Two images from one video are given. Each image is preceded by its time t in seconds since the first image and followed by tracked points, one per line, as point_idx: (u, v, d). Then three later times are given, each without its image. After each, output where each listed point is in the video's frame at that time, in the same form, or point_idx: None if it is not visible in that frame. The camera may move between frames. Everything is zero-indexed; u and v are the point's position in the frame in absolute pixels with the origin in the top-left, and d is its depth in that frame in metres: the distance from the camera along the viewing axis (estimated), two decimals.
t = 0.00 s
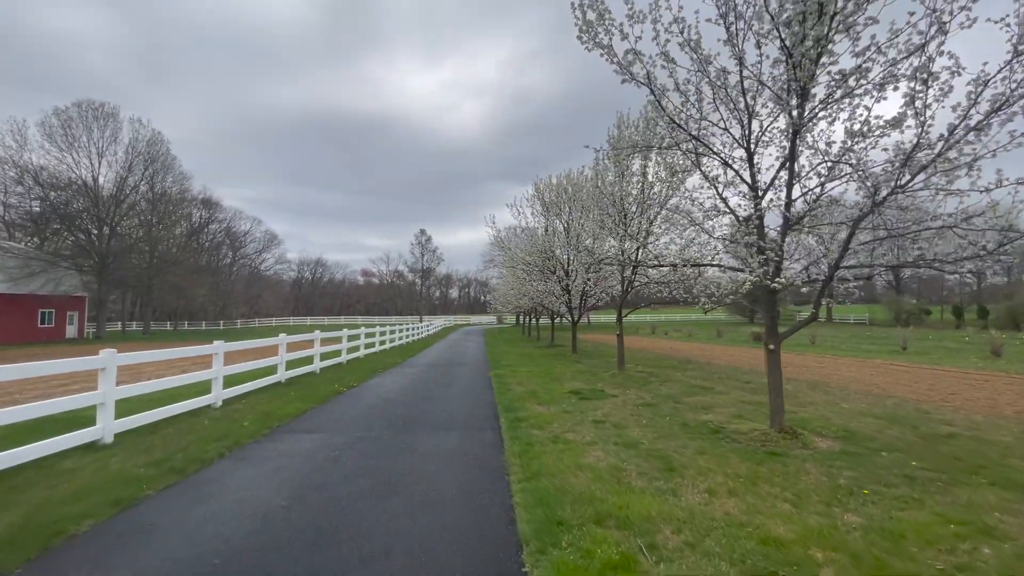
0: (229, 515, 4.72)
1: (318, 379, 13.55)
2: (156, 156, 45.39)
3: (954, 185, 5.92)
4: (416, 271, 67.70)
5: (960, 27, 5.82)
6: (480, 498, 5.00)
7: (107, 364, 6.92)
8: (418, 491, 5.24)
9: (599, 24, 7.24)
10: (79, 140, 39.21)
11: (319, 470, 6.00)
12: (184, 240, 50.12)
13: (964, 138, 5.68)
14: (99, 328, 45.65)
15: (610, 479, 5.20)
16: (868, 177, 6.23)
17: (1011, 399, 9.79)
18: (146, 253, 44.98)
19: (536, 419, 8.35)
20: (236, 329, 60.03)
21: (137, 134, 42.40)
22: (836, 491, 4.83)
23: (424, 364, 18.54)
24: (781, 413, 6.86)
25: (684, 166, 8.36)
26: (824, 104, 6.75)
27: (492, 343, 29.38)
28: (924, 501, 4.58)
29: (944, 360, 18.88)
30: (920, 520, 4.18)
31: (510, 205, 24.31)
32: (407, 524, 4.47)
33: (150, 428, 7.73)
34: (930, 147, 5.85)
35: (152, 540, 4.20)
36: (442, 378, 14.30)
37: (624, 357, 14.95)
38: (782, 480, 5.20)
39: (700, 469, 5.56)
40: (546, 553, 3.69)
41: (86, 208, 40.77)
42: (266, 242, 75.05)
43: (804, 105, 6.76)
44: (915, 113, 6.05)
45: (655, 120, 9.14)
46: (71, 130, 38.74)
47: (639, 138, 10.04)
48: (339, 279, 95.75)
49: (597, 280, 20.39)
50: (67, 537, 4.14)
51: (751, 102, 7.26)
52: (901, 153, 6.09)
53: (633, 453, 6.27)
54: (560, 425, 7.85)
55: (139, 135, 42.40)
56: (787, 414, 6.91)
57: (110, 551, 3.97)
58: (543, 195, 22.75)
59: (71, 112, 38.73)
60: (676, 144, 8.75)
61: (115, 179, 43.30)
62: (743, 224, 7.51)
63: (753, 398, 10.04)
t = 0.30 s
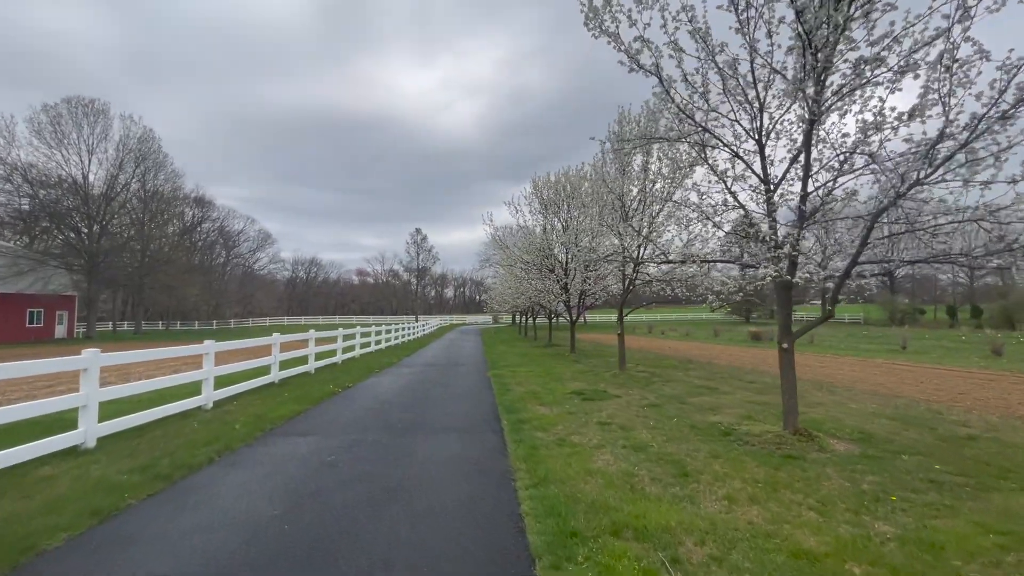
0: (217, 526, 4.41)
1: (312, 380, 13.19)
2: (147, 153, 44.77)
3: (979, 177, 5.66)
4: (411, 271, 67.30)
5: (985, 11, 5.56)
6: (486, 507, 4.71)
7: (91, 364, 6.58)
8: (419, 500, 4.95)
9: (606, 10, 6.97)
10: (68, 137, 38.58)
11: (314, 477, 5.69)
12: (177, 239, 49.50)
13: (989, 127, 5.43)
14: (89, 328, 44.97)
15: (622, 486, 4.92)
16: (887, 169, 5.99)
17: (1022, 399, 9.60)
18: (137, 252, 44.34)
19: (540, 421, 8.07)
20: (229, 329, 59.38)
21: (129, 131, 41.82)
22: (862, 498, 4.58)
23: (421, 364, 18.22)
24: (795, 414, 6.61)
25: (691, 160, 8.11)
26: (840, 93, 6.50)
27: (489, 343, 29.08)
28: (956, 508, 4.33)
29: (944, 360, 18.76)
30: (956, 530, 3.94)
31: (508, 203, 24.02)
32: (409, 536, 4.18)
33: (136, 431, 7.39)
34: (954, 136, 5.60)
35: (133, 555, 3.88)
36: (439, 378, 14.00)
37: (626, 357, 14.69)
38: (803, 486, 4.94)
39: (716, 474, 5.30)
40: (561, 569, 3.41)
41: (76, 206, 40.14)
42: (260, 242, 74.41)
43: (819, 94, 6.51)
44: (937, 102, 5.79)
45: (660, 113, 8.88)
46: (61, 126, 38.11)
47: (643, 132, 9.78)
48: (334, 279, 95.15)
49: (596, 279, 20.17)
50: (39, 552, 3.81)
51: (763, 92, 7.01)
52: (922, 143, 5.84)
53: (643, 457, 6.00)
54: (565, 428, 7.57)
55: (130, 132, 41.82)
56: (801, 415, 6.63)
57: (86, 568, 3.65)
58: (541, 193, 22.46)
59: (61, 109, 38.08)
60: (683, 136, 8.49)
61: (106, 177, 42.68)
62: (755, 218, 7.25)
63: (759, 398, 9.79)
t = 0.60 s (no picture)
0: (203, 547, 4.08)
1: (305, 383, 12.81)
2: (136, 151, 44.00)
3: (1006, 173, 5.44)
4: (405, 270, 66.85)
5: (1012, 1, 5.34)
6: (493, 523, 4.41)
7: (70, 369, 6.21)
8: (421, 515, 4.64)
9: None
10: (55, 134, 37.80)
11: (308, 489, 5.36)
12: (167, 238, 48.75)
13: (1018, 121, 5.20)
14: (76, 329, 44.19)
15: (636, 500, 4.64)
16: (910, 165, 5.76)
17: None
18: (126, 251, 43.60)
19: (542, 427, 7.78)
20: (220, 330, 58.65)
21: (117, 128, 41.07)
22: (891, 512, 4.33)
23: (417, 366, 17.88)
24: (810, 420, 6.37)
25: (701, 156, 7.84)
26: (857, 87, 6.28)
27: (485, 344, 28.79)
28: (993, 523, 4.09)
29: (943, 360, 18.69)
30: (998, 547, 3.68)
31: (504, 202, 23.73)
32: (411, 557, 3.87)
33: (119, 440, 7.02)
34: (980, 131, 5.37)
35: None
36: (436, 381, 13.67)
37: (626, 359, 14.45)
38: (826, 497, 4.69)
39: (734, 485, 5.03)
40: None
41: (62, 204, 39.35)
42: (252, 241, 73.70)
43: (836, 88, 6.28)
44: (961, 94, 5.57)
45: (666, 107, 8.62)
46: (47, 122, 37.31)
47: (648, 128, 9.52)
48: (327, 279, 94.49)
49: (594, 279, 19.93)
50: None
51: (776, 86, 6.78)
52: (946, 138, 5.60)
53: (655, 466, 5.74)
54: (570, 434, 7.29)
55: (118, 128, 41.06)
56: (816, 420, 6.42)
57: None
58: (538, 192, 22.16)
59: (47, 105, 37.25)
60: (691, 131, 8.24)
61: (94, 175, 41.91)
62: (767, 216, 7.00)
63: (766, 402, 9.55)
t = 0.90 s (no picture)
0: (178, 568, 3.73)
1: (293, 385, 12.39)
2: (123, 147, 42.78)
3: None
4: (398, 270, 66.31)
5: None
6: (495, 538, 4.10)
7: (40, 372, 5.81)
8: (417, 530, 4.32)
9: None
10: (38, 129, 36.88)
11: (296, 501, 5.03)
12: (154, 236, 47.82)
13: None
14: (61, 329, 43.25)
15: (647, 513, 4.36)
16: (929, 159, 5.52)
17: None
18: (112, 250, 42.71)
19: (542, 431, 7.48)
20: (209, 330, 57.77)
21: (103, 124, 40.13)
22: (919, 524, 4.07)
23: (410, 367, 17.53)
24: (822, 424, 6.13)
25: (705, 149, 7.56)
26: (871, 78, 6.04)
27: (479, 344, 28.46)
28: None
29: (939, 360, 18.67)
30: None
31: (499, 200, 23.40)
32: None
33: (95, 447, 6.62)
34: (1005, 123, 5.14)
35: None
36: (430, 382, 13.34)
37: (624, 359, 14.19)
38: (848, 508, 4.44)
39: (748, 494, 4.76)
40: None
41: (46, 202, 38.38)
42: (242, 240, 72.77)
43: (851, 78, 6.04)
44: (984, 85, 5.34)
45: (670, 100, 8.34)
46: (30, 117, 36.36)
47: (649, 123, 9.25)
48: (318, 279, 93.65)
49: (590, 278, 19.69)
50: None
51: (787, 76, 6.53)
52: (969, 131, 5.37)
53: (663, 473, 5.45)
54: (571, 438, 6.99)
55: (104, 124, 40.14)
56: (828, 424, 6.20)
57: None
58: (533, 191, 21.85)
59: (31, 100, 36.30)
60: (695, 124, 7.97)
61: (79, 172, 40.98)
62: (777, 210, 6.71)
63: (770, 404, 9.31)
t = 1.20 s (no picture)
0: None
1: (278, 389, 11.94)
2: (108, 143, 41.24)
3: None
4: (389, 271, 65.69)
5: None
6: (490, 560, 3.73)
7: None
8: (405, 551, 3.93)
9: None
10: (19, 125, 35.89)
11: (273, 518, 4.62)
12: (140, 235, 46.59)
13: None
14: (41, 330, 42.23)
15: (655, 530, 4.01)
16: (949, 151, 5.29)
17: None
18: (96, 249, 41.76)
19: (538, 438, 7.12)
20: (195, 331, 56.80)
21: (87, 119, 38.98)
22: (950, 542, 3.76)
23: (400, 369, 17.10)
24: (834, 431, 5.84)
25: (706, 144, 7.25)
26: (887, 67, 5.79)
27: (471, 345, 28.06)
28: None
29: (933, 361, 18.64)
30: None
31: (492, 199, 23.05)
32: None
33: (59, 457, 6.16)
34: None
35: None
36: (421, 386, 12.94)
37: (620, 361, 13.89)
38: (870, 523, 4.12)
39: (762, 508, 4.44)
40: None
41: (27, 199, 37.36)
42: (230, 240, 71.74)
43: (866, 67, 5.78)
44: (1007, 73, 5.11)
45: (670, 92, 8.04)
46: (10, 113, 35.36)
47: (645, 120, 8.96)
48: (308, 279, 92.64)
49: (584, 278, 19.42)
50: None
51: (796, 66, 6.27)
52: (992, 121, 5.13)
53: (668, 485, 5.10)
54: (569, 446, 6.65)
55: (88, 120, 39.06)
56: (839, 431, 5.90)
57: None
58: (526, 190, 21.54)
59: (11, 95, 35.35)
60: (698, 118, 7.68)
61: (61, 169, 39.97)
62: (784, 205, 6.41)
63: (772, 408, 9.04)
